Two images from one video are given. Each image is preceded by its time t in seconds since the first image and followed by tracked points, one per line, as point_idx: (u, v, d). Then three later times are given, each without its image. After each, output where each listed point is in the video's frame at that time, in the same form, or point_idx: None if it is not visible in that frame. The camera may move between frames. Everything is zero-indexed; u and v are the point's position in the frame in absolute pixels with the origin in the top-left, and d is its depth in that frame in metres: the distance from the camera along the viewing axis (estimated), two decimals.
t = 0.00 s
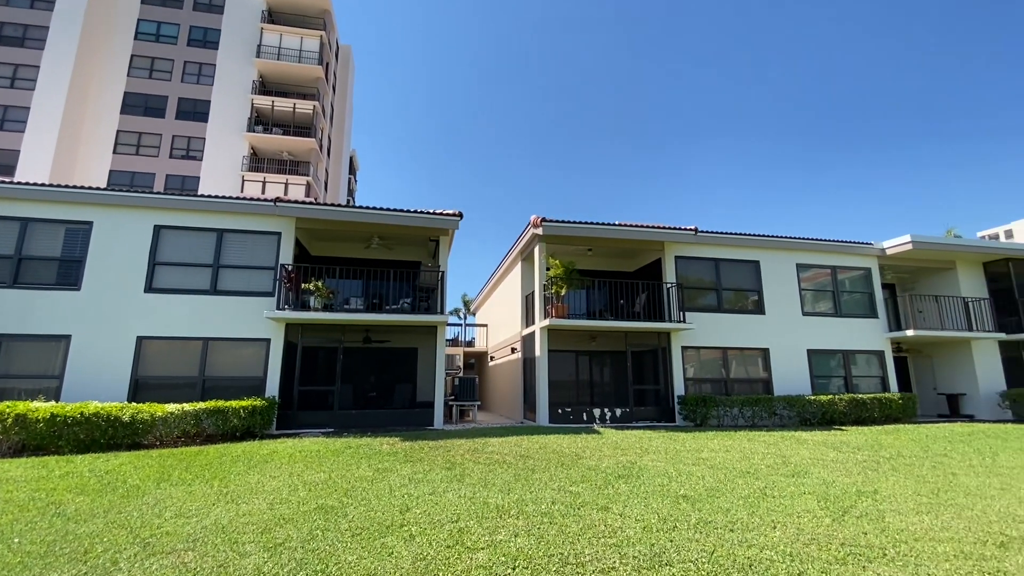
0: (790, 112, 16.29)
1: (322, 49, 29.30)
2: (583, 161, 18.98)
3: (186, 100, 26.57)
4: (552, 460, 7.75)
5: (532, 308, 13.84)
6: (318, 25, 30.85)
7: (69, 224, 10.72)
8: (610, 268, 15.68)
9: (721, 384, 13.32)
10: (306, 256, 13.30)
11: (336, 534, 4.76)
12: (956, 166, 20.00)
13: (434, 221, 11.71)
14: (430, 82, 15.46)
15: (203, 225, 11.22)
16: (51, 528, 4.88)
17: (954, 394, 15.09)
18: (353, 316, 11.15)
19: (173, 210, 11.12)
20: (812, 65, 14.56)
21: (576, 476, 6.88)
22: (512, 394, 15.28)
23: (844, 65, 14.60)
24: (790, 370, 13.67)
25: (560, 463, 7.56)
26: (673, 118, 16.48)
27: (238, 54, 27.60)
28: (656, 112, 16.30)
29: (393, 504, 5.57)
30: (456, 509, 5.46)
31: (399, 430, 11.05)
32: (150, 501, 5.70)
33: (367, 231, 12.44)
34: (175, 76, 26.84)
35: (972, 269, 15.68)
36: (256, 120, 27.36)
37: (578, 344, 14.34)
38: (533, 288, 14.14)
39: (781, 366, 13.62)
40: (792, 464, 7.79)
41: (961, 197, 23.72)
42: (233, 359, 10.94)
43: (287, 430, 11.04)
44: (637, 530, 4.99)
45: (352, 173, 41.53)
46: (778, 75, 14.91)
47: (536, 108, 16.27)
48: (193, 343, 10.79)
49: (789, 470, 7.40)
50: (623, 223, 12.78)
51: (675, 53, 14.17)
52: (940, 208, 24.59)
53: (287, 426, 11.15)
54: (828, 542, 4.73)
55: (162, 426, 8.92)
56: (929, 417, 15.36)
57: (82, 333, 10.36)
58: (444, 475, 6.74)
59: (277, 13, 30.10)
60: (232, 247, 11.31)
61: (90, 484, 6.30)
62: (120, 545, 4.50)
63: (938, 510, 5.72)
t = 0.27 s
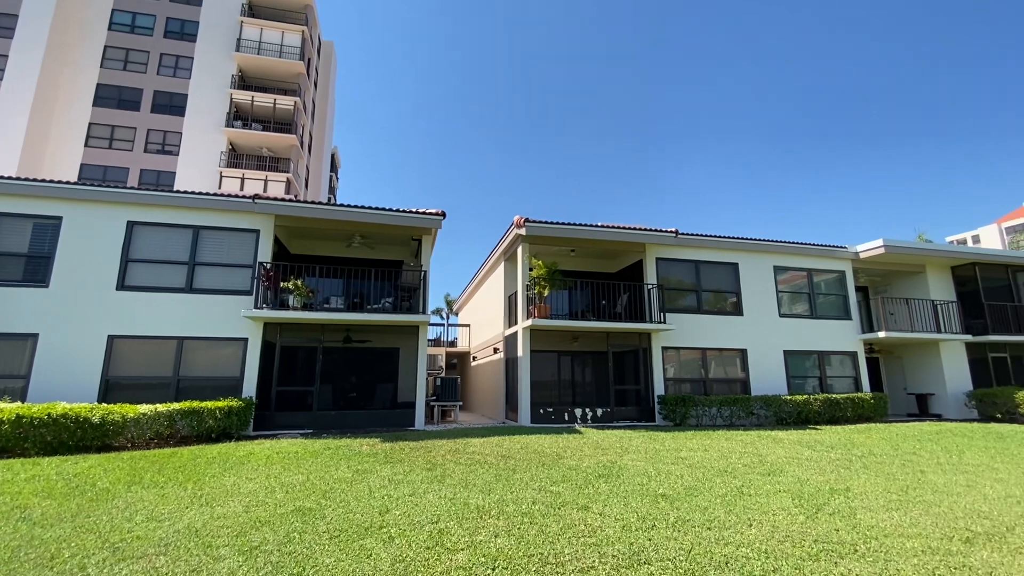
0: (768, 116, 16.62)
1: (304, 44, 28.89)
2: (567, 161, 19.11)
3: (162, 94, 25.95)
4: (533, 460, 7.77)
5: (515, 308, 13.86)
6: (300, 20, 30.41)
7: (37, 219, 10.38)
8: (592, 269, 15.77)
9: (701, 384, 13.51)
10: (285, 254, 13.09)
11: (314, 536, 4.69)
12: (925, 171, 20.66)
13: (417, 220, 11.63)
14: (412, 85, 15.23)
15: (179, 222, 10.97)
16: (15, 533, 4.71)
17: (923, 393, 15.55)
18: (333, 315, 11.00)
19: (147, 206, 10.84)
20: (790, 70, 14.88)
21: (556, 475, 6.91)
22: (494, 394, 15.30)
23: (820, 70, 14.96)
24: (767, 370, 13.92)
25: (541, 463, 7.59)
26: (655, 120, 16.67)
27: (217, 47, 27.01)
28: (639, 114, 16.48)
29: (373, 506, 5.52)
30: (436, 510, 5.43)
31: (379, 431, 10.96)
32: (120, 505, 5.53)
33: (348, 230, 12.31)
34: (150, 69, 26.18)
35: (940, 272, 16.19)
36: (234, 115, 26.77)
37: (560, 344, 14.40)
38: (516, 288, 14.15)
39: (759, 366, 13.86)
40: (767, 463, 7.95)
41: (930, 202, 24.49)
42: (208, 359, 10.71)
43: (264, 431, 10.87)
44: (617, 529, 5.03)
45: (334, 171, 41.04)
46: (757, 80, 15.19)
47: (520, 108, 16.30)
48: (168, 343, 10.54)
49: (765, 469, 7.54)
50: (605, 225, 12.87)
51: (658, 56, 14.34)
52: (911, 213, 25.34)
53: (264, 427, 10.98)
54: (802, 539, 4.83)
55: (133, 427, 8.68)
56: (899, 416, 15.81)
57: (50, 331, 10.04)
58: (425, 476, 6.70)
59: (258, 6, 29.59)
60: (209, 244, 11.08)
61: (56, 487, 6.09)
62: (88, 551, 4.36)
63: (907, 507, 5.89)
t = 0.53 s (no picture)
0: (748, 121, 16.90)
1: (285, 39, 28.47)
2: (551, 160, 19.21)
3: (137, 86, 25.35)
4: (514, 460, 7.77)
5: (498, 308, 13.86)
6: (282, 14, 29.92)
7: (4, 213, 10.04)
8: (575, 270, 15.84)
9: (681, 384, 13.68)
10: (264, 252, 12.88)
11: (291, 538, 4.62)
12: (897, 176, 21.28)
13: (399, 219, 11.54)
14: (396, 83, 15.09)
15: (153, 218, 10.70)
16: None
17: (895, 393, 15.99)
18: (312, 314, 10.85)
19: (121, 201, 10.55)
20: (770, 75, 15.15)
21: (538, 475, 6.93)
22: (476, 394, 15.27)
23: (798, 76, 15.28)
24: (745, 370, 14.16)
25: (522, 463, 7.59)
26: (638, 121, 16.84)
27: (195, 39, 26.39)
28: (622, 115, 16.64)
29: (351, 507, 5.46)
30: (415, 511, 5.39)
31: (359, 432, 10.85)
32: (89, 508, 5.38)
33: (329, 228, 12.15)
34: (125, 60, 25.53)
35: (911, 276, 16.67)
36: (213, 109, 26.15)
37: (543, 344, 14.44)
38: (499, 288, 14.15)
39: (737, 367, 14.10)
40: (745, 462, 8.07)
41: (902, 207, 25.22)
42: (184, 359, 10.47)
43: (241, 432, 10.69)
44: (597, 528, 5.06)
45: (315, 168, 40.49)
46: (738, 84, 15.45)
47: (504, 108, 16.34)
48: (141, 342, 10.27)
49: (742, 468, 7.67)
50: (588, 226, 12.93)
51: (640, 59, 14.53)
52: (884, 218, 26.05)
53: (241, 428, 10.80)
54: (776, 536, 4.93)
55: (104, 428, 8.45)
56: (872, 415, 16.23)
57: (16, 329, 9.71)
58: (405, 477, 6.65)
59: None
60: (185, 241, 10.83)
61: (21, 490, 5.89)
62: (54, 555, 4.23)
63: (878, 504, 6.04)
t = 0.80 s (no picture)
0: (729, 125, 17.17)
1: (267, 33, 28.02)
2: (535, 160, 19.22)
3: (111, 78, 24.69)
4: (496, 460, 7.76)
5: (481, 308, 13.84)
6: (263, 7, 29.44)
7: None
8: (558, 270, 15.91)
9: (662, 384, 13.83)
10: (243, 249, 12.65)
11: (268, 541, 4.55)
12: (872, 182, 21.84)
13: (382, 217, 11.44)
14: (380, 80, 14.90)
15: (128, 213, 10.43)
16: None
17: (867, 393, 16.42)
18: (292, 313, 10.69)
19: (93, 195, 10.26)
20: (750, 79, 15.43)
21: (519, 475, 6.94)
22: (458, 394, 15.24)
23: (777, 80, 15.59)
24: (724, 370, 14.38)
25: (504, 463, 7.59)
26: (621, 123, 17.00)
27: (172, 31, 25.76)
28: (605, 116, 16.77)
29: (330, 509, 5.39)
30: (395, 512, 5.36)
31: (338, 432, 10.64)
32: (57, 512, 5.21)
33: (310, 225, 11.99)
34: (99, 51, 24.82)
35: (884, 279, 17.12)
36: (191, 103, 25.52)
37: (526, 344, 14.47)
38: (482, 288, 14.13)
39: (716, 367, 14.31)
40: (723, 461, 8.19)
41: (876, 212, 25.89)
42: (158, 358, 10.23)
43: (218, 433, 10.43)
44: (577, 527, 5.08)
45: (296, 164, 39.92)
46: (720, 89, 15.68)
47: (489, 106, 16.32)
48: (114, 341, 10.01)
49: (720, 467, 7.78)
50: (572, 226, 12.99)
51: (624, 61, 14.66)
52: (858, 222, 26.74)
53: (216, 429, 10.51)
54: (753, 534, 5.01)
55: (73, 429, 8.22)
56: (846, 415, 16.63)
57: None
58: (385, 478, 6.59)
59: None
60: (160, 237, 10.57)
61: None
62: (19, 561, 4.09)
63: (850, 501, 6.19)
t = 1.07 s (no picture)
0: (711, 129, 17.40)
1: (247, 27, 27.56)
2: (519, 159, 19.27)
3: (84, 69, 24.23)
4: (478, 460, 7.75)
5: (464, 307, 13.80)
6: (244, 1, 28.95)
7: None
8: (542, 270, 15.95)
9: (643, 384, 13.96)
10: (221, 246, 12.41)
11: (244, 544, 4.47)
12: (848, 186, 22.38)
13: (364, 216, 11.33)
14: (363, 78, 14.75)
15: (100, 208, 10.15)
16: None
17: (842, 393, 16.81)
18: (272, 312, 10.52)
19: (64, 189, 9.96)
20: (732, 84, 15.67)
21: (501, 475, 6.95)
22: (441, 394, 15.20)
23: (758, 85, 15.86)
24: (704, 371, 14.58)
25: (486, 463, 7.59)
26: (605, 123, 17.14)
27: (149, 22, 25.13)
28: (589, 116, 16.89)
29: (309, 510, 5.32)
30: (376, 513, 5.32)
31: (318, 433, 10.55)
32: (22, 515, 5.05)
33: (291, 223, 11.82)
34: (71, 41, 24.35)
35: (859, 282, 17.56)
36: (168, 96, 24.85)
37: (509, 344, 14.47)
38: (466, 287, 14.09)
39: (697, 367, 14.51)
40: (702, 459, 8.31)
41: (852, 216, 26.52)
42: (132, 357, 9.99)
43: (194, 433, 10.25)
44: (558, 527, 5.09)
45: (277, 161, 39.33)
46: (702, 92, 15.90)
47: (474, 105, 16.30)
48: (85, 339, 9.73)
49: (699, 465, 7.89)
50: (556, 227, 13.04)
51: (609, 62, 14.77)
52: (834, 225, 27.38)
53: (192, 429, 10.33)
54: (730, 531, 5.10)
55: (41, 430, 7.97)
56: (822, 414, 17.00)
57: None
58: (366, 479, 6.54)
59: None
60: (134, 233, 10.31)
61: None
62: None
63: (825, 498, 6.34)
